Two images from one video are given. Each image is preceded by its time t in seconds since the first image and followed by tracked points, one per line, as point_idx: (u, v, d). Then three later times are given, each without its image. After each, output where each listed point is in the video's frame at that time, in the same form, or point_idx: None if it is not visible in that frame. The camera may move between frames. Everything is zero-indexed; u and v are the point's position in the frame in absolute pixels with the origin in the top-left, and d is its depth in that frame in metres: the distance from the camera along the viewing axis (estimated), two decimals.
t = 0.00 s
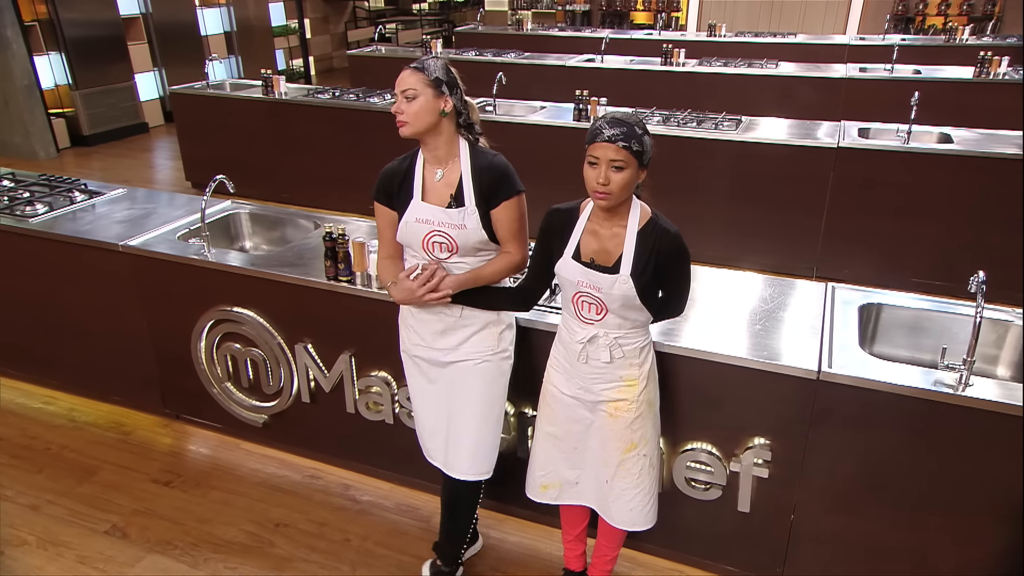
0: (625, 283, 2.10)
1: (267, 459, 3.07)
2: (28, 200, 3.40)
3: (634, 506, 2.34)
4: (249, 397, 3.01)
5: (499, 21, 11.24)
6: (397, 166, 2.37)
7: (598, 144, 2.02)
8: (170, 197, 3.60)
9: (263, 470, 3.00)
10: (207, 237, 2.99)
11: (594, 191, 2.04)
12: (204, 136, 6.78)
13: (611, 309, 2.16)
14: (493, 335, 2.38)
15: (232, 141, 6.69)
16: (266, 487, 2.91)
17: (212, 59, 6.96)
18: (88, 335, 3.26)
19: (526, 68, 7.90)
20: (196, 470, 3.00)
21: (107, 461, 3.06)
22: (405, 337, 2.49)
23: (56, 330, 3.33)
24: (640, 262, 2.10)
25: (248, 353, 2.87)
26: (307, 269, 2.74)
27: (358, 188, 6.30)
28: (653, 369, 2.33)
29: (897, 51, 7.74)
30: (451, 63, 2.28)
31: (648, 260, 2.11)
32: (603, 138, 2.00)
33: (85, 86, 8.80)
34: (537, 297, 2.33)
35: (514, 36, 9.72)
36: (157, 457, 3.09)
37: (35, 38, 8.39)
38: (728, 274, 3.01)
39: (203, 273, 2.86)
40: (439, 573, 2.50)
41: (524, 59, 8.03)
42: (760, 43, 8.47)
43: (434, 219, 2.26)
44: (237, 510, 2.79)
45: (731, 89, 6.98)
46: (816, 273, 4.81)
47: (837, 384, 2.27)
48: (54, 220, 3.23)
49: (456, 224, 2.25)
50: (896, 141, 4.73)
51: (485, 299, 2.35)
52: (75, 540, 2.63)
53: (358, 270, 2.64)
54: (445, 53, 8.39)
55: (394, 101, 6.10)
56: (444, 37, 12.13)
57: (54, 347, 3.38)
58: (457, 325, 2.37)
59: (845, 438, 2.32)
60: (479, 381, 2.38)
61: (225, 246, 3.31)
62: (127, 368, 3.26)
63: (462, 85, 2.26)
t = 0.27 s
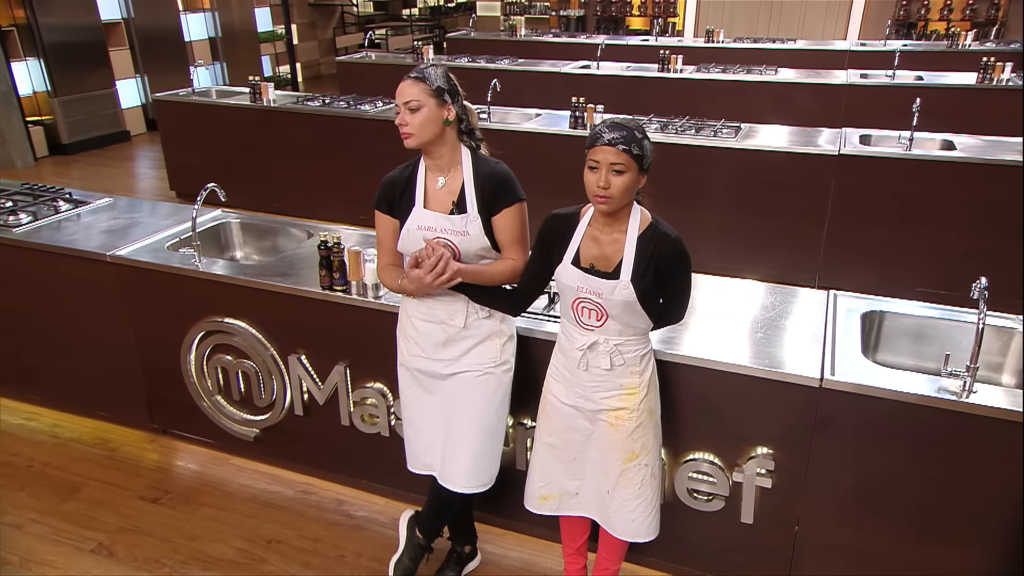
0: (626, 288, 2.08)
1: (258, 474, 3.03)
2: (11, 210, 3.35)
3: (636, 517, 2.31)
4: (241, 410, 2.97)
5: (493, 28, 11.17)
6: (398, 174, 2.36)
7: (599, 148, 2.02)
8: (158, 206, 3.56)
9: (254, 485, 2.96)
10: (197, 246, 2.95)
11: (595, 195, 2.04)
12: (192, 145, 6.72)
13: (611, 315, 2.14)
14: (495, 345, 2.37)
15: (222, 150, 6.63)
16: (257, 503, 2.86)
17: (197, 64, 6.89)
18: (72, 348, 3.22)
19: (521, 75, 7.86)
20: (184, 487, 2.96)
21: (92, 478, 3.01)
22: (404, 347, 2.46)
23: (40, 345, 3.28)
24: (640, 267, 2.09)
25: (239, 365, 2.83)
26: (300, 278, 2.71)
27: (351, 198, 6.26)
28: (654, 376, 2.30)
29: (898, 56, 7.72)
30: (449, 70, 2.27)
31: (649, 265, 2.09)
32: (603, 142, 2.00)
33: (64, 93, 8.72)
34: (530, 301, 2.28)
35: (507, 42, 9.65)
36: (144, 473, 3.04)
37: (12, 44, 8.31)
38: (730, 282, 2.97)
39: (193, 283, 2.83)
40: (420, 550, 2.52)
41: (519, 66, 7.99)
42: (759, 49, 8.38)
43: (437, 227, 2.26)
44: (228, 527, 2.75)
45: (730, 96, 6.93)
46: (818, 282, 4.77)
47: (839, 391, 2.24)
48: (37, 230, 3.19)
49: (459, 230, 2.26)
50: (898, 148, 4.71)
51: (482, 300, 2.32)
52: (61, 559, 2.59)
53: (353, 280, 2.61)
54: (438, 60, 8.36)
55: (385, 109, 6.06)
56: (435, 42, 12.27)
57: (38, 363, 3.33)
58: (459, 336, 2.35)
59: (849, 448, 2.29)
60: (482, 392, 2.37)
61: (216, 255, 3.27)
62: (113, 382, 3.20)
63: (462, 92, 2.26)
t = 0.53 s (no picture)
0: (625, 293, 2.08)
1: (246, 491, 2.97)
2: None
3: (636, 528, 2.27)
4: (229, 425, 2.92)
5: (482, 33, 11.15)
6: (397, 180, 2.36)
7: (599, 153, 2.04)
8: (142, 217, 3.52)
9: (242, 502, 2.90)
10: (185, 256, 2.92)
11: (595, 200, 2.07)
12: (178, 154, 6.64)
13: (610, 321, 2.13)
14: (492, 357, 2.34)
15: (209, 159, 6.55)
16: (245, 521, 2.81)
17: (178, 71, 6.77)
18: (53, 363, 3.16)
19: (512, 82, 7.83)
20: (170, 504, 2.90)
21: (74, 497, 2.95)
22: (398, 359, 2.42)
23: (21, 360, 3.22)
24: (639, 272, 2.09)
25: (228, 377, 2.79)
26: (290, 288, 2.68)
27: (342, 208, 6.18)
28: (653, 384, 2.28)
29: (897, 62, 7.70)
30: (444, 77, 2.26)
31: (648, 270, 2.09)
32: (604, 146, 2.03)
33: (38, 101, 8.54)
34: (501, 301, 2.25)
35: (498, 48, 9.58)
36: (128, 490, 2.99)
37: None
38: (729, 290, 2.93)
39: (181, 295, 2.79)
40: (412, 545, 2.55)
41: (510, 73, 7.96)
42: (754, 55, 8.35)
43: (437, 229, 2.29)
44: (216, 545, 2.69)
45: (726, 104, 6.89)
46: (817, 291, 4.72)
47: (839, 398, 2.23)
48: (18, 242, 3.15)
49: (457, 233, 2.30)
50: (897, 155, 4.69)
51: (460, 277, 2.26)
52: None
53: (347, 289, 2.58)
54: (428, 67, 8.31)
55: (374, 117, 6.00)
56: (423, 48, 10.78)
57: (18, 379, 3.27)
58: (456, 346, 2.33)
59: (849, 456, 2.28)
60: (480, 404, 2.35)
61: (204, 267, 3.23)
62: (95, 396, 3.15)
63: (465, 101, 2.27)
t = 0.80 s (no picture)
0: (620, 298, 2.06)
1: (232, 506, 2.89)
2: None
3: (634, 539, 2.23)
4: (216, 438, 2.86)
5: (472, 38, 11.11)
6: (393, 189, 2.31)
7: (594, 159, 2.01)
8: (125, 225, 3.47)
9: (228, 519, 2.82)
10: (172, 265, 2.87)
11: (589, 205, 2.04)
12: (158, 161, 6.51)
13: (606, 326, 2.11)
14: (487, 364, 2.31)
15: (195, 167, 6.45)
16: (231, 537, 2.73)
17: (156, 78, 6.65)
18: (33, 377, 3.08)
19: (504, 88, 7.78)
20: (153, 521, 2.82)
21: (53, 514, 2.87)
22: (391, 367, 2.38)
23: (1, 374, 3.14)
24: (634, 276, 2.06)
25: (216, 391, 2.74)
26: (280, 298, 2.64)
27: (331, 217, 6.10)
28: (650, 392, 2.24)
29: (896, 67, 7.68)
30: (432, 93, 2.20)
31: (643, 275, 2.06)
32: (600, 152, 2.00)
33: (9, 108, 8.33)
34: (488, 298, 2.22)
35: (488, 54, 9.53)
36: (109, 507, 2.91)
37: None
38: (725, 297, 2.88)
39: (166, 305, 2.75)
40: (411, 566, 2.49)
41: (501, 78, 7.92)
42: (751, 60, 8.30)
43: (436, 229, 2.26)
44: (201, 562, 2.62)
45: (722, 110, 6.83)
46: (817, 298, 4.66)
47: (838, 405, 2.20)
48: None
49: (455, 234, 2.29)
50: (896, 161, 4.66)
51: (450, 271, 2.22)
52: None
53: (338, 298, 2.54)
54: (416, 73, 8.24)
55: (361, 123, 5.94)
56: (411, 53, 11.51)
57: None
58: (451, 353, 2.30)
59: (850, 464, 2.25)
60: (474, 413, 2.31)
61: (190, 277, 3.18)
62: (76, 410, 3.07)
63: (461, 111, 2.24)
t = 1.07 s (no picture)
0: (615, 302, 2.02)
1: (218, 523, 2.82)
2: None
3: (632, 550, 2.18)
4: (201, 453, 2.80)
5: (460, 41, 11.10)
6: (386, 196, 2.26)
7: (588, 163, 1.98)
8: (105, 232, 3.38)
9: (214, 536, 2.75)
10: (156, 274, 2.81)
11: (584, 210, 2.01)
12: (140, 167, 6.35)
13: (601, 331, 2.07)
14: (481, 371, 2.26)
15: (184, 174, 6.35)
16: (217, 554, 2.66)
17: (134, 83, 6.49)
18: (12, 391, 3.00)
19: (495, 93, 7.74)
20: (135, 539, 2.74)
21: (31, 534, 2.78)
22: (383, 376, 2.33)
23: None
24: (629, 281, 2.02)
25: (202, 403, 2.68)
26: (270, 306, 2.60)
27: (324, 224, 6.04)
28: (647, 399, 2.20)
29: (897, 71, 7.64)
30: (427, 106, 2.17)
31: (638, 279, 2.03)
32: (594, 156, 1.96)
33: None
34: (485, 303, 2.18)
35: (476, 57, 9.48)
36: (89, 525, 2.82)
37: None
38: (723, 303, 2.82)
39: (150, 314, 2.69)
40: None
41: (492, 83, 7.86)
42: (747, 64, 8.27)
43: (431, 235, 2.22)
44: None
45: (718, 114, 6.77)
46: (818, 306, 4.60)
47: (836, 411, 2.16)
48: None
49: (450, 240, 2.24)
50: (896, 165, 4.63)
51: (446, 276, 2.18)
52: None
53: (329, 306, 2.50)
54: (405, 77, 8.19)
55: (347, 129, 5.86)
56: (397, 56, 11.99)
57: None
58: (444, 360, 2.25)
59: (849, 473, 2.21)
60: (468, 421, 2.27)
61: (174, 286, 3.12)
62: (55, 425, 2.99)
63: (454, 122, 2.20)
